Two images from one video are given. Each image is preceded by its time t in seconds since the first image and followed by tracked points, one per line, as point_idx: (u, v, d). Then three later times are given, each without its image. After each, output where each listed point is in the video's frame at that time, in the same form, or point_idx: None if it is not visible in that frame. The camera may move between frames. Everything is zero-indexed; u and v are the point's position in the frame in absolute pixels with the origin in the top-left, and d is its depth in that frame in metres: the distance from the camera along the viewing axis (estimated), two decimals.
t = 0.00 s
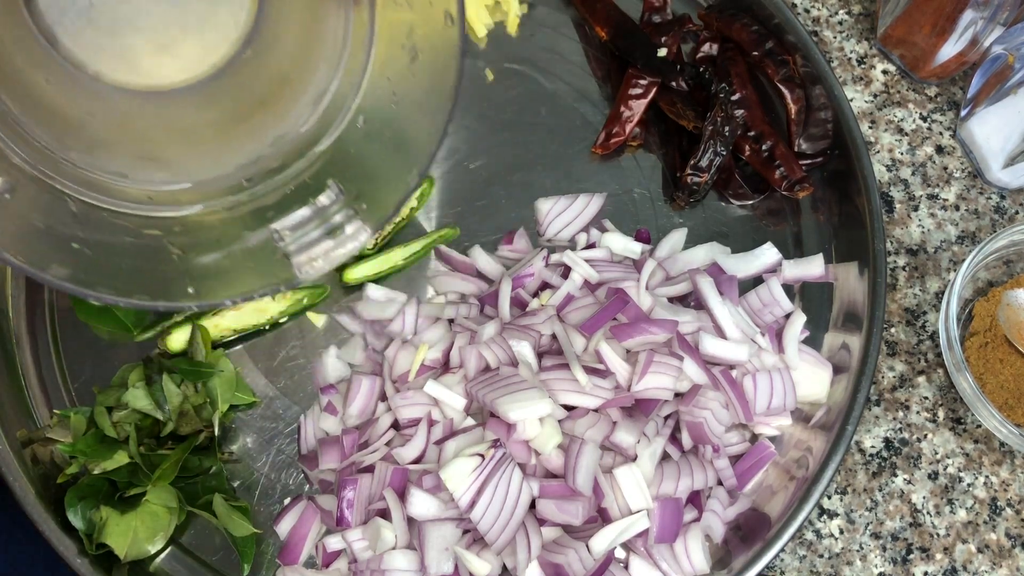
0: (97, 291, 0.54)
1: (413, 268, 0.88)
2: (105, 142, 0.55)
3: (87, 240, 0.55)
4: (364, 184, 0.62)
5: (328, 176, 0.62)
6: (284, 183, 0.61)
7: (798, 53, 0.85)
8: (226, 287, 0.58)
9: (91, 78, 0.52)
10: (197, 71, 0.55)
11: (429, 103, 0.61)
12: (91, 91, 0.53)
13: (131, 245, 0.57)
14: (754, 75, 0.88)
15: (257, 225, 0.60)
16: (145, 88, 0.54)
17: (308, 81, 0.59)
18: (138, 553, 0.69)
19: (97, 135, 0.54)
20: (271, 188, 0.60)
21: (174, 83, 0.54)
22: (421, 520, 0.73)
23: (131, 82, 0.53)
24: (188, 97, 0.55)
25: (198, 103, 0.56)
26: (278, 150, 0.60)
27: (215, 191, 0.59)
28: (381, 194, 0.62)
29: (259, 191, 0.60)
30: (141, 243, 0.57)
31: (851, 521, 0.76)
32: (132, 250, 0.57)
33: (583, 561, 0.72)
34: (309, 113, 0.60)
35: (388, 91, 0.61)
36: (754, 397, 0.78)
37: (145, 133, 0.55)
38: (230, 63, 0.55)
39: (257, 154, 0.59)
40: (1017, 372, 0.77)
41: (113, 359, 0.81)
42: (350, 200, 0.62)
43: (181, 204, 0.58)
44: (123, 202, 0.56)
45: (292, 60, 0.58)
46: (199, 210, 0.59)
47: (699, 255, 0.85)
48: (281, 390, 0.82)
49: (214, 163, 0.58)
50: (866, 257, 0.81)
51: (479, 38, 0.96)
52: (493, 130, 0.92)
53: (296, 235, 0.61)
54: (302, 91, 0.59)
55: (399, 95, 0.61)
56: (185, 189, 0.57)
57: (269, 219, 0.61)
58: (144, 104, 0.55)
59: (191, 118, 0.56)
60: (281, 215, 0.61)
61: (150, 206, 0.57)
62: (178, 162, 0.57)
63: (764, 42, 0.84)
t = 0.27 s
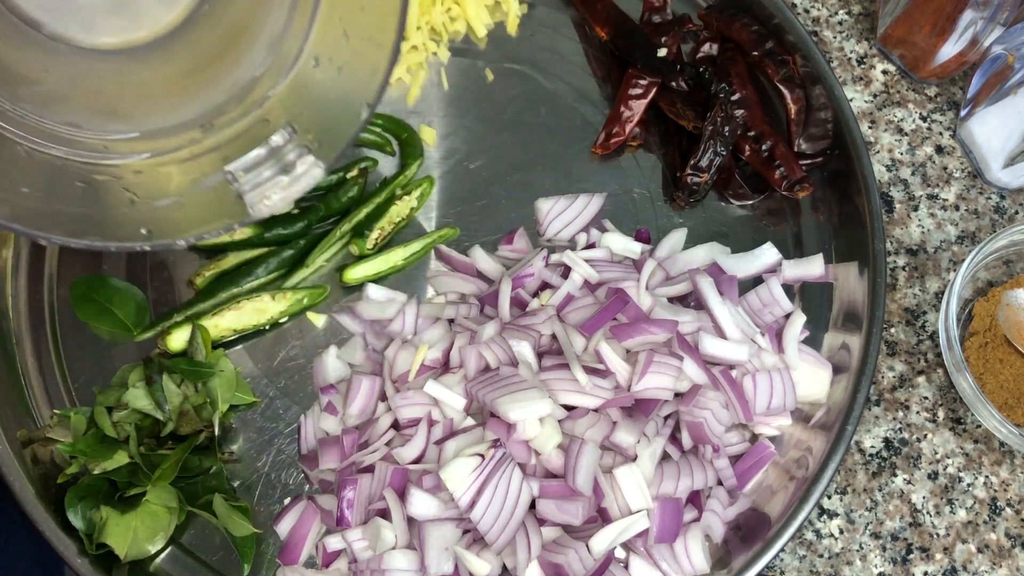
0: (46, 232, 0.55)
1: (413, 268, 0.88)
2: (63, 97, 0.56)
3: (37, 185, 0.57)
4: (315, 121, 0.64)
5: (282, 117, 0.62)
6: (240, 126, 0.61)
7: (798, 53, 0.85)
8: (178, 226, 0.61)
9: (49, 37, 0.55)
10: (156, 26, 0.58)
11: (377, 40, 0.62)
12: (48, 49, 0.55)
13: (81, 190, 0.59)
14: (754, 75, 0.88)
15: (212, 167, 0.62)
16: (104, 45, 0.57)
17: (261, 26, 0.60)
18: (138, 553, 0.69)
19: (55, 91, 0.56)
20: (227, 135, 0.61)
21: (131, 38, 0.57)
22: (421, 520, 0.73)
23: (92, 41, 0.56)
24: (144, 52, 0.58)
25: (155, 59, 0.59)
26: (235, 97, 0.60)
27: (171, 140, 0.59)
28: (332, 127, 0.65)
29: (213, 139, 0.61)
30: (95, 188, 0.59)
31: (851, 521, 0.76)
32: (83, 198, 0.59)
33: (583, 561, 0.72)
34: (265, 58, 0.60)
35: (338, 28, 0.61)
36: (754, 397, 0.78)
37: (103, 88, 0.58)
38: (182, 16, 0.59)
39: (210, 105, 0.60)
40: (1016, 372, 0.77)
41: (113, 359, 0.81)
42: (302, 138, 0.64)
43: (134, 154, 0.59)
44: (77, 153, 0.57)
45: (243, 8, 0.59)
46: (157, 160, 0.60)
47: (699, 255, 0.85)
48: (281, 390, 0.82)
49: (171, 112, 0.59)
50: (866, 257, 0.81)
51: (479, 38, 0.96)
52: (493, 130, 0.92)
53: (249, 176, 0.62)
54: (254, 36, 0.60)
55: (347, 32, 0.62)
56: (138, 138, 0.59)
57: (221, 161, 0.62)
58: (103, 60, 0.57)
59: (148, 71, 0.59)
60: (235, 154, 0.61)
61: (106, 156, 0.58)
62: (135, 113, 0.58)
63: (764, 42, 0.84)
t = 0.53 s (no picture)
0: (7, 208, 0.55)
1: (413, 268, 0.88)
2: (27, 79, 0.57)
3: None
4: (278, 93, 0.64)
5: (245, 91, 0.63)
6: (203, 102, 0.61)
7: (798, 53, 0.85)
8: (141, 202, 0.62)
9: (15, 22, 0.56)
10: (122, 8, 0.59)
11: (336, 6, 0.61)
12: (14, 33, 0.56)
13: (42, 169, 0.59)
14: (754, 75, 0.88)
15: (175, 143, 0.62)
16: (70, 29, 0.58)
17: (224, 5, 0.61)
18: (138, 553, 0.69)
19: (20, 72, 0.57)
20: (191, 111, 0.61)
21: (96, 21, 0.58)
22: (421, 520, 0.73)
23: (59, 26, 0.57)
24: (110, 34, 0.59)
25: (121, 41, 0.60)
26: (199, 73, 0.61)
27: (135, 118, 0.60)
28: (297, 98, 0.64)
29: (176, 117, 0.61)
30: (58, 166, 0.60)
31: (851, 521, 0.76)
32: (46, 177, 0.59)
33: (583, 561, 0.72)
34: (228, 34, 0.61)
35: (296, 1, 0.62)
36: (754, 397, 0.78)
37: (68, 70, 0.58)
38: None
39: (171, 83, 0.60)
40: (1016, 372, 0.77)
41: (113, 359, 0.81)
42: (264, 111, 0.64)
43: (97, 132, 0.59)
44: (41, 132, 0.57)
45: None
46: (122, 139, 0.60)
47: (700, 255, 0.85)
48: (281, 390, 0.82)
49: (135, 91, 0.60)
50: (867, 257, 0.81)
51: (479, 38, 0.97)
52: (493, 130, 0.92)
53: (212, 150, 0.63)
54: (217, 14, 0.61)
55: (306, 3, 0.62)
56: (100, 117, 0.59)
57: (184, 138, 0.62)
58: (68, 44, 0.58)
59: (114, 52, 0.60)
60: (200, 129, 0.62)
61: (70, 134, 0.59)
62: (100, 93, 0.59)
63: (764, 42, 0.84)
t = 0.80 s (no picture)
0: None
1: (413, 268, 0.88)
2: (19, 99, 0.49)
3: None
4: (290, 121, 0.58)
5: (255, 119, 0.57)
6: (215, 130, 0.55)
7: (798, 53, 0.85)
8: (147, 236, 0.56)
9: None
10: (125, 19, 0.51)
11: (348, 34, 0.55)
12: None
13: (43, 199, 0.52)
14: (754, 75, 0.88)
15: (184, 173, 0.56)
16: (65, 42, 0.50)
17: (238, 23, 0.53)
18: (138, 553, 0.69)
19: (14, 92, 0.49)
20: (200, 138, 0.55)
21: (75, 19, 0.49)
22: (421, 520, 0.73)
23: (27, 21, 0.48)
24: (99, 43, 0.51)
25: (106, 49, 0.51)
26: (210, 98, 0.54)
27: (142, 145, 0.53)
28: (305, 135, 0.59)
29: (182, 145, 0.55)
30: (60, 197, 0.53)
31: (851, 521, 0.76)
32: (43, 204, 0.52)
33: (583, 561, 0.72)
34: (240, 58, 0.54)
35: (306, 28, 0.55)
36: (754, 397, 0.78)
37: (55, 85, 0.50)
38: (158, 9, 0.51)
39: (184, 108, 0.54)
40: (1016, 372, 0.77)
41: (113, 359, 0.81)
42: (274, 141, 0.58)
43: (110, 160, 0.53)
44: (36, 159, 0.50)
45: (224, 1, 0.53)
46: (131, 168, 0.54)
47: (699, 255, 0.85)
48: (281, 390, 0.82)
49: (140, 117, 0.53)
50: (867, 257, 0.81)
51: (479, 38, 0.97)
52: (493, 130, 0.92)
53: (221, 180, 0.58)
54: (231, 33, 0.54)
55: (319, 30, 0.56)
56: (107, 144, 0.52)
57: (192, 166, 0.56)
58: (59, 61, 0.50)
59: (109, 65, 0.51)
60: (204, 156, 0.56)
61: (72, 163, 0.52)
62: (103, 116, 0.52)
63: (764, 42, 0.84)
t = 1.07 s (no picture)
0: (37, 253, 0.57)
1: (413, 268, 0.88)
2: (45, 108, 0.56)
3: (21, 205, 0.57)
4: (307, 135, 0.67)
5: (275, 132, 0.65)
6: (229, 141, 0.63)
7: (798, 53, 0.85)
8: (170, 243, 0.65)
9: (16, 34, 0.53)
10: (140, 36, 0.57)
11: (368, 51, 0.62)
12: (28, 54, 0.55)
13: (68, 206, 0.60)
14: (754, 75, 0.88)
15: (203, 183, 0.65)
16: (88, 52, 0.56)
17: (251, 39, 0.60)
18: (138, 553, 0.69)
19: (40, 101, 0.56)
20: (218, 149, 0.63)
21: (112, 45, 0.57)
22: (421, 520, 0.73)
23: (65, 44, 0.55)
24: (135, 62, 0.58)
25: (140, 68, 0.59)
26: (226, 109, 0.62)
27: (158, 154, 0.61)
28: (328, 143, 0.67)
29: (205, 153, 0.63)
30: (81, 203, 0.60)
31: (851, 521, 0.76)
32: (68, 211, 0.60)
33: (583, 561, 0.72)
34: (257, 71, 0.61)
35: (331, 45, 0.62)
36: (754, 397, 0.78)
37: (88, 97, 0.58)
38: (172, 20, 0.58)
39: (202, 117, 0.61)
40: (1016, 372, 0.77)
41: (114, 359, 0.81)
42: (295, 152, 0.67)
43: (127, 167, 0.60)
44: (63, 168, 0.58)
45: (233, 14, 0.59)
46: (152, 174, 0.62)
47: (700, 255, 0.85)
48: (281, 390, 0.82)
49: (155, 126, 0.60)
50: (867, 257, 0.81)
51: (479, 38, 0.97)
52: (493, 130, 0.92)
53: (241, 191, 0.67)
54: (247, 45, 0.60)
55: (338, 44, 0.62)
56: (127, 152, 0.60)
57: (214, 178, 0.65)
58: (78, 68, 0.57)
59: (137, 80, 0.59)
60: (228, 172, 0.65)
61: (90, 170, 0.59)
62: (122, 126, 0.59)
63: (764, 42, 0.84)
